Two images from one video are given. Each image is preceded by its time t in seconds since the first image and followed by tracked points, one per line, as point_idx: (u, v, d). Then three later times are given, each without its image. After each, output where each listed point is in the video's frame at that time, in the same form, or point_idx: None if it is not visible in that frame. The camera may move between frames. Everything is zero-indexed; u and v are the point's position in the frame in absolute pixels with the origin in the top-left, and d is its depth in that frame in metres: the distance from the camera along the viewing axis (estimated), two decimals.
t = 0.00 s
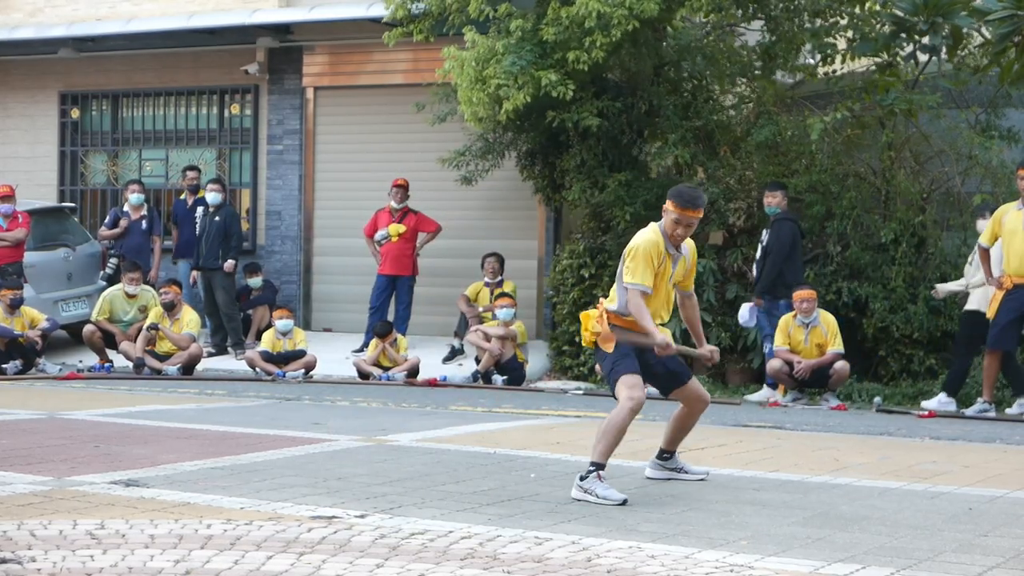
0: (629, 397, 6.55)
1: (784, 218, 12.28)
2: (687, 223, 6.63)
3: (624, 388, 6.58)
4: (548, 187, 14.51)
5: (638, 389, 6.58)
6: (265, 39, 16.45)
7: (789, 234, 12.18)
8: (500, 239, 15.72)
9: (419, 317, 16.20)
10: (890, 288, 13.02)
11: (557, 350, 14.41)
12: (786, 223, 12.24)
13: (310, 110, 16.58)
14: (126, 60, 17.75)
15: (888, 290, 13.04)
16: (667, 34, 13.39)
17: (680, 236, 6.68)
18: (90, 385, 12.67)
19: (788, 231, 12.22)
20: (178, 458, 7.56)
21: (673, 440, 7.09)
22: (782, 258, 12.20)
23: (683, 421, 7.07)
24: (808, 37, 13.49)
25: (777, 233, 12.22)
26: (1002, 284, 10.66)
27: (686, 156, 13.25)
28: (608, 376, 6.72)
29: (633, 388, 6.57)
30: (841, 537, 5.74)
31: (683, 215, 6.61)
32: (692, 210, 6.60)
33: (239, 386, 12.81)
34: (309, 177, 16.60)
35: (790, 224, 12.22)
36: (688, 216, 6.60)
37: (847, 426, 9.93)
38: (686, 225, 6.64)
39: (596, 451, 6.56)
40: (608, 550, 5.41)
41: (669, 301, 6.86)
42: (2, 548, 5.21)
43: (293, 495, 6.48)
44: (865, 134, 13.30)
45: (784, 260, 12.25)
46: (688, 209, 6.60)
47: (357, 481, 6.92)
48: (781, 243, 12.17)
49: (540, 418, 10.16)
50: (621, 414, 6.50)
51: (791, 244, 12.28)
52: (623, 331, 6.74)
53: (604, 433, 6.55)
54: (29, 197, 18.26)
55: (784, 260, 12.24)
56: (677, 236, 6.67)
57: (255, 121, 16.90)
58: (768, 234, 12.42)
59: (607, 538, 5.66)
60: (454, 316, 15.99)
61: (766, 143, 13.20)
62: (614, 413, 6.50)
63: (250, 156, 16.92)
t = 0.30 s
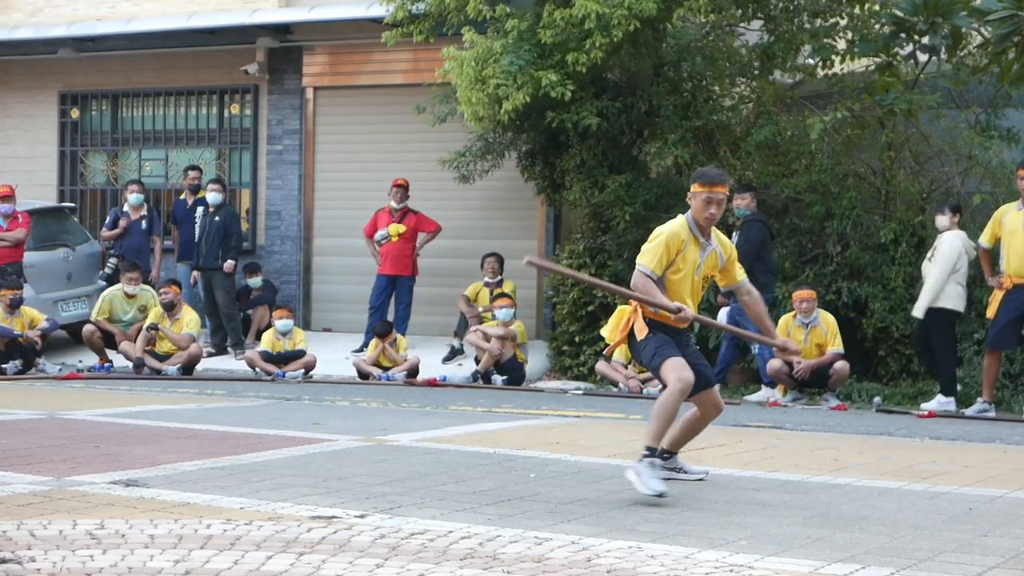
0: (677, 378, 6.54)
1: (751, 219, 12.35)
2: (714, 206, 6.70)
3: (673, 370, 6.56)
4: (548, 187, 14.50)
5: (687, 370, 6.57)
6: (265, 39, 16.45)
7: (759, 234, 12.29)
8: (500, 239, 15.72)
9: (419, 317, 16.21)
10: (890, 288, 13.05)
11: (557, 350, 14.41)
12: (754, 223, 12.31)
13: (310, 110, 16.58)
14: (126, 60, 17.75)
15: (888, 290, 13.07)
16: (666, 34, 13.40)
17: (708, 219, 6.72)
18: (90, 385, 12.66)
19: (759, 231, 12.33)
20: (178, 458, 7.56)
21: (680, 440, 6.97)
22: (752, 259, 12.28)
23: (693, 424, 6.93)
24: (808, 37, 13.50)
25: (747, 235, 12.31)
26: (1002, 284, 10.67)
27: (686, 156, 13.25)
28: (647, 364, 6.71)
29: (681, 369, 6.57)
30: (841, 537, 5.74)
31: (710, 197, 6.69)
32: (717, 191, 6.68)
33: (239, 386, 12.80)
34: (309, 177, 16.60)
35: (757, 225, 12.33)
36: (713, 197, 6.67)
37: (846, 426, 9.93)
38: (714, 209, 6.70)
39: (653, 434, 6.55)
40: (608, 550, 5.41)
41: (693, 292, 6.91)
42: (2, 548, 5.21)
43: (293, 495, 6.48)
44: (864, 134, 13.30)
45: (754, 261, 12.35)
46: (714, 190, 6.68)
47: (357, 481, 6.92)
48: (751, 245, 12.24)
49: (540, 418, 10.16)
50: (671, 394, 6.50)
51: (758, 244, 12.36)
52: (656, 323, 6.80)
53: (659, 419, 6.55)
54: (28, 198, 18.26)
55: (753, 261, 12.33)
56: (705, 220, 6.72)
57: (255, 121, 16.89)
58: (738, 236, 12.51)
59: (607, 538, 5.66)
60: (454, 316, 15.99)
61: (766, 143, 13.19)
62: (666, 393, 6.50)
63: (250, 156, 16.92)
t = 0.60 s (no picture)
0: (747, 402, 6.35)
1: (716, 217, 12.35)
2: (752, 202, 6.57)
3: (743, 392, 6.37)
4: (548, 186, 14.49)
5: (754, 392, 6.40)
6: (265, 40, 16.45)
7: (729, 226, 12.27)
8: (499, 239, 15.72)
9: (418, 317, 16.20)
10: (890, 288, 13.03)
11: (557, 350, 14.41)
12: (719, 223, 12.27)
13: (310, 110, 16.58)
14: (126, 60, 17.75)
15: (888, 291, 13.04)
16: (666, 34, 13.41)
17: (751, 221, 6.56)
18: (90, 385, 12.66)
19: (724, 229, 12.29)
20: (177, 458, 7.56)
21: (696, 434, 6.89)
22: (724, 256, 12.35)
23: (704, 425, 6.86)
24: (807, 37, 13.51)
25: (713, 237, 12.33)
26: (1002, 284, 10.67)
27: (685, 157, 13.26)
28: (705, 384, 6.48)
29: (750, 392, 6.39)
30: (841, 537, 5.73)
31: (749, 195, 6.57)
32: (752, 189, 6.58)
33: (239, 386, 12.80)
34: (308, 177, 16.60)
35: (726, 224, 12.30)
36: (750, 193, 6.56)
37: (846, 427, 9.93)
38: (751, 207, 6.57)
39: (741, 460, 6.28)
40: (607, 550, 5.41)
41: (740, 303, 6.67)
42: (2, 548, 5.21)
43: (293, 495, 6.48)
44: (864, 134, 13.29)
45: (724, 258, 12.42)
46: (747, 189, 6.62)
47: (357, 481, 6.91)
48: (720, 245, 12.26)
49: (540, 418, 10.16)
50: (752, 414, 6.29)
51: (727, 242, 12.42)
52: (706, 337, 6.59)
53: (733, 442, 6.32)
54: (28, 198, 18.26)
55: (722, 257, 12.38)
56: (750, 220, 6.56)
57: (255, 121, 16.89)
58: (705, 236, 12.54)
59: (606, 538, 5.66)
60: (453, 316, 15.99)
61: (765, 143, 13.23)
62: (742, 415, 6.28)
63: (250, 156, 16.92)
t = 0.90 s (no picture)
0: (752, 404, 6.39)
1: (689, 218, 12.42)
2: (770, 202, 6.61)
3: (749, 394, 6.42)
4: (547, 186, 14.49)
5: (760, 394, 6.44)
6: (264, 39, 16.45)
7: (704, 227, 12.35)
8: (499, 239, 15.72)
9: (418, 318, 16.20)
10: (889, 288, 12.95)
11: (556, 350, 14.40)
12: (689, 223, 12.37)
13: (310, 110, 16.58)
14: (125, 60, 17.75)
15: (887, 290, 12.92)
16: (666, 34, 13.41)
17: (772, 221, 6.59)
18: (89, 385, 12.66)
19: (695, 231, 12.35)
20: (177, 458, 7.56)
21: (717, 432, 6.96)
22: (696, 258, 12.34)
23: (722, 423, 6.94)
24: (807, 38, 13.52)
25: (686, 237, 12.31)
26: (1002, 284, 10.67)
27: (685, 157, 13.29)
28: (711, 382, 6.51)
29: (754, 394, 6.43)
30: (841, 537, 5.74)
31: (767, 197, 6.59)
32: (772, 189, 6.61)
33: (239, 386, 12.80)
34: (308, 177, 16.59)
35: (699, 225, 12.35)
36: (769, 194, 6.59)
37: (846, 427, 9.93)
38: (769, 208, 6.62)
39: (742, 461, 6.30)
40: (607, 550, 5.41)
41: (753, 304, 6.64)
42: (2, 548, 5.21)
43: (293, 495, 6.48)
44: (864, 134, 13.31)
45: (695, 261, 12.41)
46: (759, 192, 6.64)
47: (357, 481, 6.91)
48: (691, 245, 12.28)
49: (540, 418, 10.16)
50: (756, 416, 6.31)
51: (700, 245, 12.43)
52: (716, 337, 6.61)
53: (736, 442, 6.34)
54: (28, 198, 18.26)
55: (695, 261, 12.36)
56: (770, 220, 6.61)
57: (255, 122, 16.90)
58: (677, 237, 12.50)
59: (606, 538, 5.66)
60: (453, 316, 15.99)
61: (765, 143, 13.23)
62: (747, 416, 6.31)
63: (249, 156, 16.92)
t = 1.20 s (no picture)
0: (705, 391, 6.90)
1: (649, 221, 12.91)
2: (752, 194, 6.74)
3: (700, 380, 6.91)
4: (547, 186, 14.49)
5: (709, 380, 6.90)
6: (264, 39, 16.45)
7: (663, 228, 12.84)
8: (499, 239, 15.72)
9: (418, 317, 16.20)
10: (890, 288, 12.93)
11: (556, 350, 14.41)
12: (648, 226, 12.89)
13: (310, 110, 16.58)
14: (125, 60, 17.74)
15: (887, 290, 12.95)
16: (666, 34, 13.44)
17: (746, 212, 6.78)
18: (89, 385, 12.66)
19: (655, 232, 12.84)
20: (177, 458, 7.56)
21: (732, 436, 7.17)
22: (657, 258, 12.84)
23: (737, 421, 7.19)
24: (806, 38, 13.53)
25: (643, 238, 12.83)
26: (1002, 284, 10.67)
27: (686, 157, 13.28)
28: (676, 373, 7.07)
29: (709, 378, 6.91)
30: (840, 537, 5.74)
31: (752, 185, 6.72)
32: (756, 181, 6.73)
33: (239, 386, 12.80)
34: (308, 177, 16.60)
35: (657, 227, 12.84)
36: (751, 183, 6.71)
37: (846, 427, 9.93)
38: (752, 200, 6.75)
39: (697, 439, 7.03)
40: (607, 550, 5.41)
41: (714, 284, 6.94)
42: (2, 548, 5.22)
43: (293, 495, 6.48)
44: (864, 134, 13.31)
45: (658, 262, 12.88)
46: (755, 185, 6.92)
47: (357, 481, 6.92)
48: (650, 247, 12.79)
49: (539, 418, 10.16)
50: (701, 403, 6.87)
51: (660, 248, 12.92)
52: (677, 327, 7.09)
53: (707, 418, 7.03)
54: (28, 198, 18.25)
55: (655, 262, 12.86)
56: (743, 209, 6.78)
57: (254, 122, 16.90)
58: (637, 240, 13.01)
59: (606, 538, 5.66)
60: (453, 316, 15.99)
61: (766, 143, 13.20)
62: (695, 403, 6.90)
63: (249, 156, 16.92)
